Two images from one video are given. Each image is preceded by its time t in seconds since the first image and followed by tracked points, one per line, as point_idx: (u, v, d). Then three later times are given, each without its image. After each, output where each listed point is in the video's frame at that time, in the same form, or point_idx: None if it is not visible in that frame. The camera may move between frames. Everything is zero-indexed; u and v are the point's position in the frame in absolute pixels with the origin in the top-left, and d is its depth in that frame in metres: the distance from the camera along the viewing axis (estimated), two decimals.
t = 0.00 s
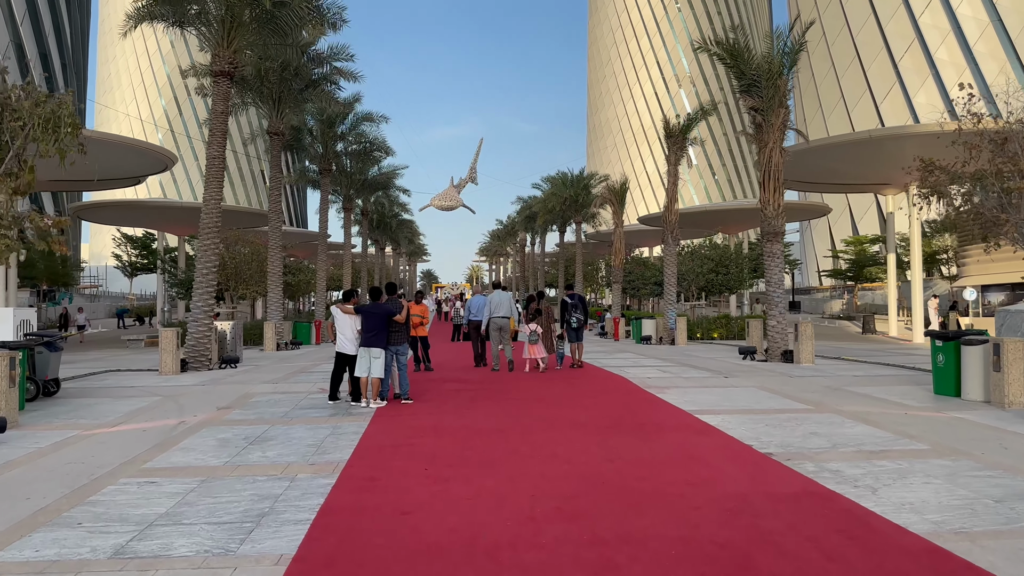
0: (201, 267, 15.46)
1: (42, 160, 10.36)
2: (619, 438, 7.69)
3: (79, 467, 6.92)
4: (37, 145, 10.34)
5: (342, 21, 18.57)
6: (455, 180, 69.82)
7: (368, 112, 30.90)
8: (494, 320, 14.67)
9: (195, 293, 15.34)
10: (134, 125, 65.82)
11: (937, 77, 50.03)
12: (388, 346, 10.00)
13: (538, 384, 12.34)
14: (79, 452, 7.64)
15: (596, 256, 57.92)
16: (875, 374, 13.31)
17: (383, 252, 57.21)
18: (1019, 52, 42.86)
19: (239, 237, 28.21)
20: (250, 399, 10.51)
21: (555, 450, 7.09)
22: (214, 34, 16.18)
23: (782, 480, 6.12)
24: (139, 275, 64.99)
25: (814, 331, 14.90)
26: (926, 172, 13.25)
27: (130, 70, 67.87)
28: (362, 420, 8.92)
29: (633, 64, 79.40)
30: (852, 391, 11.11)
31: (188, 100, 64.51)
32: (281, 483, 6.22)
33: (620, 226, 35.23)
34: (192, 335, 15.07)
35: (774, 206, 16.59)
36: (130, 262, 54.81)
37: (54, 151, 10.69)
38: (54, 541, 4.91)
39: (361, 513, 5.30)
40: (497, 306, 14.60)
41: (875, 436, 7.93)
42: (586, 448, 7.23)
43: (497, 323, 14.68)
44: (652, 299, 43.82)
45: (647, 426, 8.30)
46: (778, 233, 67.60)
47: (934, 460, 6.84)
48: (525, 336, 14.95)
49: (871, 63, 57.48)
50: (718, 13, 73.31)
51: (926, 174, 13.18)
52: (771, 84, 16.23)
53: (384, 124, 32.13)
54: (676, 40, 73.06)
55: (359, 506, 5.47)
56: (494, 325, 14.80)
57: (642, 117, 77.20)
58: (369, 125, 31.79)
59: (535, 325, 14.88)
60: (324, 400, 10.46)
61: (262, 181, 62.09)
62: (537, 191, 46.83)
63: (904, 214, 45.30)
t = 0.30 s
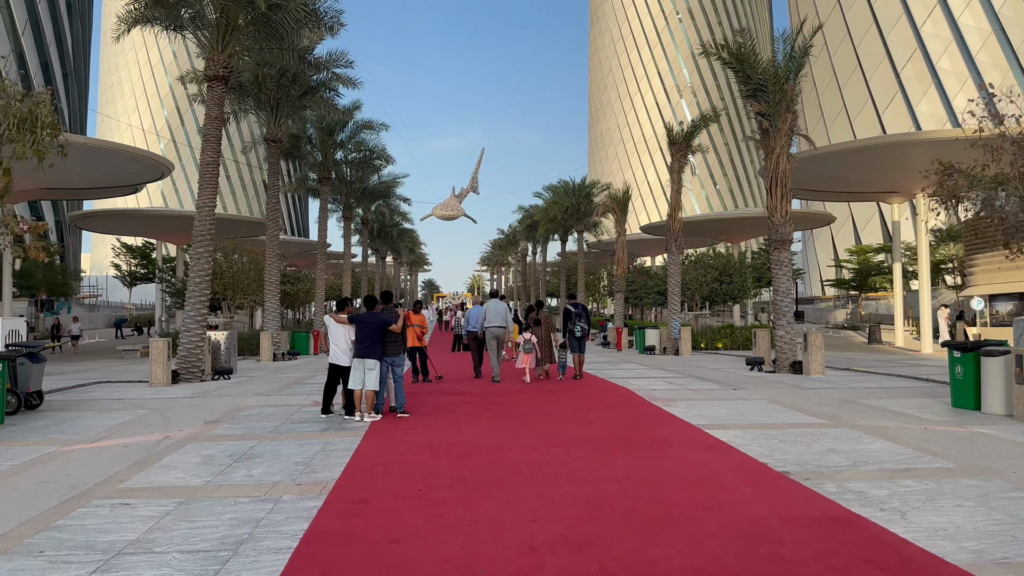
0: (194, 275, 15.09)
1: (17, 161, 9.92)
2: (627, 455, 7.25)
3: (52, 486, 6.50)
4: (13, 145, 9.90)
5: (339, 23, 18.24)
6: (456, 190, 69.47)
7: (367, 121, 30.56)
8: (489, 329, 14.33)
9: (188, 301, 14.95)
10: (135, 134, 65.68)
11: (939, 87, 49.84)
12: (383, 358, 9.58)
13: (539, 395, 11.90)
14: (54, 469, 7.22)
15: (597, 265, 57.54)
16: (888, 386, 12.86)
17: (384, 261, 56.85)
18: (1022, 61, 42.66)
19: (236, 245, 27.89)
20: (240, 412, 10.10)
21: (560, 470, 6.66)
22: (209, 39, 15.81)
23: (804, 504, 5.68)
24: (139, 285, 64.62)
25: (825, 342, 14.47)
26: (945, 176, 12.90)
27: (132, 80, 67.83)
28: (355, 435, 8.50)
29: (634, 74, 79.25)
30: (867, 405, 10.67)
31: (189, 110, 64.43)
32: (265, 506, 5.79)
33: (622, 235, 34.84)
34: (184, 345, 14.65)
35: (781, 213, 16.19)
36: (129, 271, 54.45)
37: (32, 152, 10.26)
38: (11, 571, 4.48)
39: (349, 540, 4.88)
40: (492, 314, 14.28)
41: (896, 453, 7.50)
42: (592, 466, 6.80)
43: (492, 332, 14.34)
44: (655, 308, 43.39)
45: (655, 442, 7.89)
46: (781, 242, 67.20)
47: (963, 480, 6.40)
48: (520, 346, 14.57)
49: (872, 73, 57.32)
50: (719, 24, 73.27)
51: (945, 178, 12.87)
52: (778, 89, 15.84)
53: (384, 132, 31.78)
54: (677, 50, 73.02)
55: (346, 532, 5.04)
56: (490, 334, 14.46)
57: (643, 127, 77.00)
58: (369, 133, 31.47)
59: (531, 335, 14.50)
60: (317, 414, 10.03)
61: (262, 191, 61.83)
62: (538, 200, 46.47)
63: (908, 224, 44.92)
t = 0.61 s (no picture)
0: (186, 284, 14.71)
1: None
2: (633, 475, 6.86)
3: (21, 509, 6.11)
4: None
5: (335, 26, 17.88)
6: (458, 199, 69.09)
7: (367, 128, 30.21)
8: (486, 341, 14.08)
9: (180, 312, 14.56)
10: (136, 143, 65.53)
11: (943, 95, 49.52)
12: (378, 370, 9.21)
13: (540, 408, 11.52)
14: (30, 489, 6.84)
15: (599, 274, 57.09)
16: (901, 399, 12.45)
17: (384, 270, 56.49)
18: None
19: (234, 254, 27.52)
20: (228, 428, 9.70)
21: (562, 492, 6.25)
22: (203, 42, 15.41)
23: (826, 531, 5.27)
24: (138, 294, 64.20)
25: (834, 353, 14.08)
26: (963, 181, 12.50)
27: (134, 89, 67.71)
28: (347, 452, 8.10)
29: (636, 83, 79.00)
30: (881, 419, 10.26)
31: (190, 119, 64.24)
32: (247, 532, 5.41)
33: (625, 243, 34.36)
34: (175, 357, 14.29)
35: (789, 220, 15.81)
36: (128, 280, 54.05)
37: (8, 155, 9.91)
38: None
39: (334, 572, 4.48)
40: (489, 325, 14.05)
41: (918, 472, 7.09)
42: (596, 487, 6.40)
43: (488, 343, 14.09)
44: (658, 318, 42.96)
45: (661, 460, 7.50)
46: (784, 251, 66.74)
47: (994, 503, 6.00)
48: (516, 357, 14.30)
49: (876, 82, 56.97)
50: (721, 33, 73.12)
51: (965, 183, 12.55)
52: (785, 93, 15.50)
53: (384, 139, 31.39)
54: (679, 60, 72.88)
55: (330, 562, 4.64)
56: (487, 346, 14.17)
57: (645, 136, 76.78)
58: (368, 140, 31.09)
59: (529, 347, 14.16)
60: (309, 428, 9.64)
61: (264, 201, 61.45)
62: (540, 209, 46.12)
63: (913, 233, 44.52)
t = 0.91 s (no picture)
0: (178, 287, 14.39)
1: None
2: (636, 486, 6.51)
3: None
4: None
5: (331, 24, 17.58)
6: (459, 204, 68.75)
7: (366, 131, 29.94)
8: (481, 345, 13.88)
9: (172, 316, 14.24)
10: (138, 149, 65.50)
11: (945, 99, 49.25)
12: (370, 376, 8.86)
13: (539, 415, 11.17)
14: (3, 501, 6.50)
15: (601, 279, 56.78)
16: (912, 406, 12.08)
17: (385, 275, 56.24)
18: None
19: (231, 258, 27.21)
20: (215, 436, 9.36)
21: (561, 505, 5.90)
22: (196, 40, 15.09)
23: (844, 550, 4.91)
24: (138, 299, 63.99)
25: (841, 358, 13.73)
26: (979, 180, 12.14)
27: (136, 94, 67.69)
28: (337, 461, 7.76)
29: (638, 88, 78.83)
30: (894, 427, 9.89)
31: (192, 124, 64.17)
32: (225, 549, 5.06)
33: (627, 247, 34.00)
34: (167, 362, 13.96)
35: (795, 222, 15.47)
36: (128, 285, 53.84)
37: None
38: None
39: None
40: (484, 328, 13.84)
41: (936, 484, 6.73)
42: (596, 501, 6.04)
43: (484, 347, 13.86)
44: (660, 323, 42.65)
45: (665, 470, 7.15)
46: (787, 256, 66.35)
47: (1020, 519, 5.63)
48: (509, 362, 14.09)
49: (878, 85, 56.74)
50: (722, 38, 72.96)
51: (980, 182, 12.20)
52: (790, 93, 15.18)
53: (384, 143, 31.09)
54: (681, 65, 72.73)
55: None
56: (482, 350, 13.94)
57: (647, 141, 76.59)
58: (367, 144, 30.83)
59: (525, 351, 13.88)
60: (300, 437, 9.29)
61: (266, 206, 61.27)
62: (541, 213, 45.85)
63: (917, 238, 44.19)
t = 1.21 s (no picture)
0: (168, 291, 14.01)
1: None
2: (640, 503, 6.10)
3: None
4: None
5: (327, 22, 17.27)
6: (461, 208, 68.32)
7: (366, 134, 29.58)
8: (478, 350, 13.51)
9: (161, 321, 13.86)
10: (141, 153, 65.47)
11: (950, 102, 48.79)
12: (362, 383, 8.47)
13: (538, 424, 10.77)
14: None
15: (603, 283, 56.31)
16: (926, 414, 11.65)
17: (386, 278, 55.85)
18: None
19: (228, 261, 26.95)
20: (201, 446, 8.96)
21: (559, 523, 5.52)
22: (188, 38, 14.78)
23: None
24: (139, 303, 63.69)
25: (850, 364, 13.33)
26: (999, 178, 11.72)
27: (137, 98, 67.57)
28: (324, 474, 7.36)
29: (640, 92, 78.49)
30: (908, 437, 9.48)
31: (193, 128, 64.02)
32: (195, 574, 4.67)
33: (630, 250, 33.53)
34: (156, 369, 13.56)
35: (801, 224, 15.08)
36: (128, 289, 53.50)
37: None
38: None
39: None
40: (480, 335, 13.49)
41: (960, 500, 6.31)
42: (598, 519, 5.65)
43: (480, 352, 13.50)
44: (664, 327, 42.19)
45: (670, 484, 6.76)
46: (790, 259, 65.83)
47: None
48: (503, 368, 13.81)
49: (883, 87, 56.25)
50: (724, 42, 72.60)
51: (1000, 180, 11.87)
52: (797, 92, 14.80)
53: (383, 144, 30.68)
54: (683, 69, 72.37)
55: None
56: (478, 356, 13.58)
57: (649, 144, 76.25)
58: (367, 146, 30.47)
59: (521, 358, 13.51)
60: (288, 447, 8.90)
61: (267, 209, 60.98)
62: (542, 216, 45.47)
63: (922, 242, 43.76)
